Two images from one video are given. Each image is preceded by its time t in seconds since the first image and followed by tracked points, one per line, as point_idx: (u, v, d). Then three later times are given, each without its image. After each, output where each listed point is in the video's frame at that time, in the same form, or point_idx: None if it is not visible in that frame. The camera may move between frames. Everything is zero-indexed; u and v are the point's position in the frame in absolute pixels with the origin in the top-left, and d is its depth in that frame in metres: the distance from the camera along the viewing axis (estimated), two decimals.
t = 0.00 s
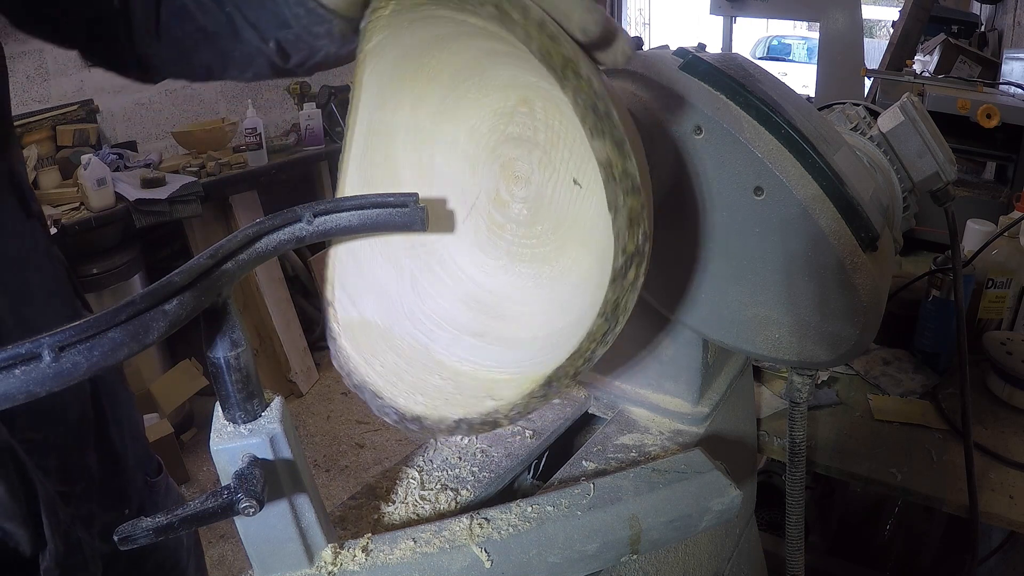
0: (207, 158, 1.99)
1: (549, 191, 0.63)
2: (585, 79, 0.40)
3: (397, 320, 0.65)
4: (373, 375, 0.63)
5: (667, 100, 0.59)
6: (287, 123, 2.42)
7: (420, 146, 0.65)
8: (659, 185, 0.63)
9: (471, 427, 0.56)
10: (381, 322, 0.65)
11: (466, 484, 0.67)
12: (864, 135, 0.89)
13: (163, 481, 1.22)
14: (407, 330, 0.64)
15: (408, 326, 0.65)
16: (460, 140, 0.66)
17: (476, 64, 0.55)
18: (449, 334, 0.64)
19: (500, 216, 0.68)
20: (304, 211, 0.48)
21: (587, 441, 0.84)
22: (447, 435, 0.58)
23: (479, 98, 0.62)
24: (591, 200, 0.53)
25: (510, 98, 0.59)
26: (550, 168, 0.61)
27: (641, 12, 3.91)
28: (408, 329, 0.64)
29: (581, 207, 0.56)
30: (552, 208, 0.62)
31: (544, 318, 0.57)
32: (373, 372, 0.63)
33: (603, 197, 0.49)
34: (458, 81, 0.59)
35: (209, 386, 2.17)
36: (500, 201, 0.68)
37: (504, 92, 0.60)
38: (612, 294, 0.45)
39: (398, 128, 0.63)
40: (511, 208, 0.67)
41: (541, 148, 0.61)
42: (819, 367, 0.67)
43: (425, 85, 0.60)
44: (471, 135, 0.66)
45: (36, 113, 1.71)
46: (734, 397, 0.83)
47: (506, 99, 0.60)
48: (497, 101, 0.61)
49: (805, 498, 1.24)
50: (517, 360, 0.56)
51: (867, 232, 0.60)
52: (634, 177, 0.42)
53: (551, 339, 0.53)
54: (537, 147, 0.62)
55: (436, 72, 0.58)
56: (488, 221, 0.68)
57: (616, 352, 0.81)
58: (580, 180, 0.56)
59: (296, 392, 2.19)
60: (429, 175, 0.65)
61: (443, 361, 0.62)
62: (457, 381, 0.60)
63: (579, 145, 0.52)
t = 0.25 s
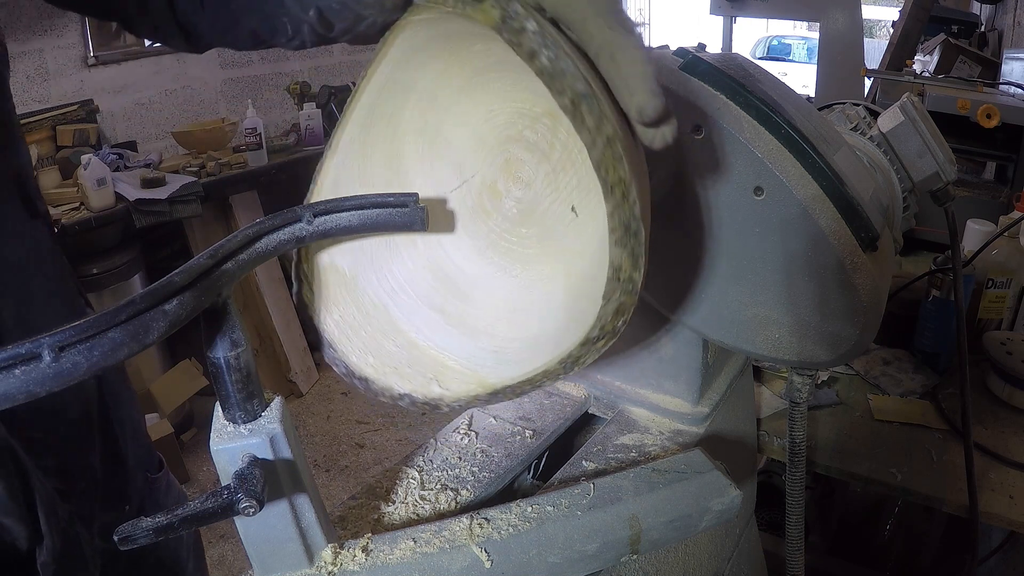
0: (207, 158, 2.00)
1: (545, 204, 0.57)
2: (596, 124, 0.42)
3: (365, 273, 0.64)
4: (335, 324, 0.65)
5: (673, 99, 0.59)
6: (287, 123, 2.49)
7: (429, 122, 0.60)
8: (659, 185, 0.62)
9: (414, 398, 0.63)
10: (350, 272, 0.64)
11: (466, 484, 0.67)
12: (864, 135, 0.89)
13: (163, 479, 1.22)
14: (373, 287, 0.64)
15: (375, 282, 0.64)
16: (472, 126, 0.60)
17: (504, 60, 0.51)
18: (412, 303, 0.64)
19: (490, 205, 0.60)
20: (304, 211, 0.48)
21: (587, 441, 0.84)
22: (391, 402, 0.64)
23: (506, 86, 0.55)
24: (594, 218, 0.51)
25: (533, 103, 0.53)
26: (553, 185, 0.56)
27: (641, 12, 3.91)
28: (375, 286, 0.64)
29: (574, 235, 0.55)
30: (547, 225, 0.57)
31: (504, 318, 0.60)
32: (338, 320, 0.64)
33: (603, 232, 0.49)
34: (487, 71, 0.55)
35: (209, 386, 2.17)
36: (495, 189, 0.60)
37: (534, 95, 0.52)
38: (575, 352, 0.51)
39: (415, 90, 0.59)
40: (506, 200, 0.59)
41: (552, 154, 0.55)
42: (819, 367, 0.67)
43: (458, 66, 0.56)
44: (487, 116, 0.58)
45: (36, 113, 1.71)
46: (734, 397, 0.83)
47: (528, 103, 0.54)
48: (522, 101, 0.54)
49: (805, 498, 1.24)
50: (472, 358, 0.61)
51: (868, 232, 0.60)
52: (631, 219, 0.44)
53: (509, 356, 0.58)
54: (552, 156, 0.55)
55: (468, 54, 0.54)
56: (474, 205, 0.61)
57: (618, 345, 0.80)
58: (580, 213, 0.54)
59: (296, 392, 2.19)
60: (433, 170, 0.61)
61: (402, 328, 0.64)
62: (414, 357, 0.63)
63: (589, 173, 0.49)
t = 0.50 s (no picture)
0: (208, 158, 2.00)
1: (543, 206, 0.60)
2: (607, 155, 0.42)
3: (359, 260, 0.63)
4: (325, 309, 0.63)
5: (674, 98, 0.59)
6: (286, 123, 2.50)
7: (432, 115, 0.60)
8: (659, 185, 0.62)
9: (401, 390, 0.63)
10: (344, 259, 0.63)
11: (466, 484, 0.67)
12: (864, 135, 0.89)
13: (166, 476, 1.21)
14: (366, 275, 0.64)
15: (367, 270, 0.64)
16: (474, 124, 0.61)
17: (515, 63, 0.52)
18: (403, 293, 0.65)
19: (488, 202, 0.63)
20: (304, 211, 0.48)
21: (587, 441, 0.84)
22: (378, 392, 0.64)
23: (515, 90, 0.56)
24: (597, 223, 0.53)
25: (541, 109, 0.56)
26: (552, 189, 0.59)
27: (641, 12, 3.91)
28: (367, 274, 0.64)
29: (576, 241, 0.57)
30: (543, 227, 0.60)
31: (489, 313, 0.63)
32: (328, 305, 0.63)
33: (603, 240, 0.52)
34: (495, 69, 0.55)
35: (209, 386, 2.17)
36: (494, 187, 0.63)
37: (542, 101, 0.55)
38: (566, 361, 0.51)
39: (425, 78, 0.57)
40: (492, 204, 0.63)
41: (555, 158, 0.58)
42: (818, 367, 0.67)
43: (468, 62, 0.55)
44: (491, 115, 0.60)
45: (36, 113, 1.71)
46: (734, 397, 0.83)
47: (536, 110, 0.56)
48: (529, 104, 0.57)
49: (805, 498, 1.24)
50: (458, 352, 0.63)
51: (867, 232, 0.60)
52: (633, 248, 0.44)
53: (495, 356, 0.60)
54: (555, 160, 0.58)
55: (480, 54, 0.53)
56: (473, 199, 0.64)
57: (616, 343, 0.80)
58: (579, 218, 0.56)
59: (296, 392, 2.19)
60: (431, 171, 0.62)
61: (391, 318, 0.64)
62: (403, 348, 0.64)
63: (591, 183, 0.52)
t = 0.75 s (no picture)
0: (208, 158, 2.00)
1: (543, 206, 0.61)
2: (601, 138, 0.41)
3: (362, 268, 0.63)
4: (327, 317, 0.62)
5: (674, 98, 0.59)
6: (286, 123, 2.50)
7: (432, 117, 0.60)
8: (659, 184, 0.62)
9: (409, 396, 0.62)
10: (347, 267, 0.62)
11: (466, 484, 0.67)
12: (864, 135, 0.89)
13: (167, 475, 1.21)
14: (370, 281, 0.63)
15: (371, 277, 0.63)
16: (471, 124, 0.62)
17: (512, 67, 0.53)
18: (408, 298, 0.65)
19: (489, 203, 0.64)
20: (304, 211, 0.48)
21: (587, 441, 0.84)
22: (386, 398, 0.62)
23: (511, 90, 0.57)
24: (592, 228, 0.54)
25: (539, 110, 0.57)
26: (551, 188, 0.61)
27: (641, 12, 3.91)
28: (371, 280, 0.63)
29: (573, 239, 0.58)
30: (541, 224, 0.61)
31: (494, 315, 0.63)
32: (328, 314, 0.62)
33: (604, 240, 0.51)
34: (490, 69, 0.55)
35: (209, 386, 2.17)
36: (494, 188, 0.64)
37: (539, 100, 0.56)
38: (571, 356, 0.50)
39: (418, 84, 0.57)
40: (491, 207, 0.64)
41: (552, 157, 0.60)
42: (819, 367, 0.67)
43: (465, 61, 0.54)
44: (489, 116, 0.61)
45: (36, 113, 1.71)
46: (734, 397, 0.83)
47: (534, 110, 0.57)
48: (527, 102, 0.58)
49: (805, 498, 1.24)
50: (465, 355, 0.62)
51: (868, 232, 0.60)
52: (633, 232, 0.43)
53: (501, 356, 0.60)
54: (553, 158, 0.60)
55: (475, 55, 0.53)
56: (473, 201, 0.64)
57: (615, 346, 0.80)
58: (579, 215, 0.57)
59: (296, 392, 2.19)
60: (428, 172, 0.62)
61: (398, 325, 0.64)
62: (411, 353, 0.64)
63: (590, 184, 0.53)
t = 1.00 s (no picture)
0: (208, 158, 2.00)
1: (544, 205, 0.60)
2: (589, 111, 0.41)
3: (368, 278, 0.64)
4: (335, 332, 0.63)
5: (673, 98, 0.59)
6: (287, 123, 2.50)
7: (429, 121, 0.61)
8: (659, 184, 0.62)
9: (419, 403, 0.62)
10: (352, 279, 0.63)
11: (466, 484, 0.67)
12: (864, 135, 0.89)
13: (168, 474, 1.21)
14: (376, 292, 0.64)
15: (378, 287, 0.64)
16: (469, 130, 0.62)
17: (501, 66, 0.53)
18: (415, 307, 0.65)
19: (490, 206, 0.64)
20: (304, 211, 0.48)
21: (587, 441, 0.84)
22: (398, 407, 0.63)
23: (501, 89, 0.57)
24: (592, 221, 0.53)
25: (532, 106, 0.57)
26: (551, 185, 0.60)
27: (641, 12, 3.92)
28: (378, 291, 0.64)
29: (576, 238, 0.57)
30: (544, 225, 0.61)
31: (502, 318, 0.62)
32: (336, 330, 0.63)
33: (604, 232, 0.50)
34: (483, 69, 0.56)
35: (209, 386, 2.17)
36: (495, 190, 0.64)
37: (532, 96, 0.56)
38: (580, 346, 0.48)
39: (413, 92, 0.58)
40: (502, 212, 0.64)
41: (550, 154, 0.59)
42: (818, 367, 0.67)
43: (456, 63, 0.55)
44: (486, 117, 0.61)
45: (35, 113, 1.71)
46: (734, 397, 0.83)
47: (527, 105, 0.57)
48: (521, 102, 0.57)
49: (805, 498, 1.24)
50: (474, 358, 0.62)
51: (867, 232, 0.60)
52: (630, 205, 0.43)
53: (511, 357, 0.59)
54: (551, 155, 0.59)
55: (467, 55, 0.54)
56: (475, 206, 0.65)
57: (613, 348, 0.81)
58: (579, 210, 0.56)
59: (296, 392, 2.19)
60: (427, 172, 0.62)
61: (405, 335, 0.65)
62: (419, 361, 0.64)
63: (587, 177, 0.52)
